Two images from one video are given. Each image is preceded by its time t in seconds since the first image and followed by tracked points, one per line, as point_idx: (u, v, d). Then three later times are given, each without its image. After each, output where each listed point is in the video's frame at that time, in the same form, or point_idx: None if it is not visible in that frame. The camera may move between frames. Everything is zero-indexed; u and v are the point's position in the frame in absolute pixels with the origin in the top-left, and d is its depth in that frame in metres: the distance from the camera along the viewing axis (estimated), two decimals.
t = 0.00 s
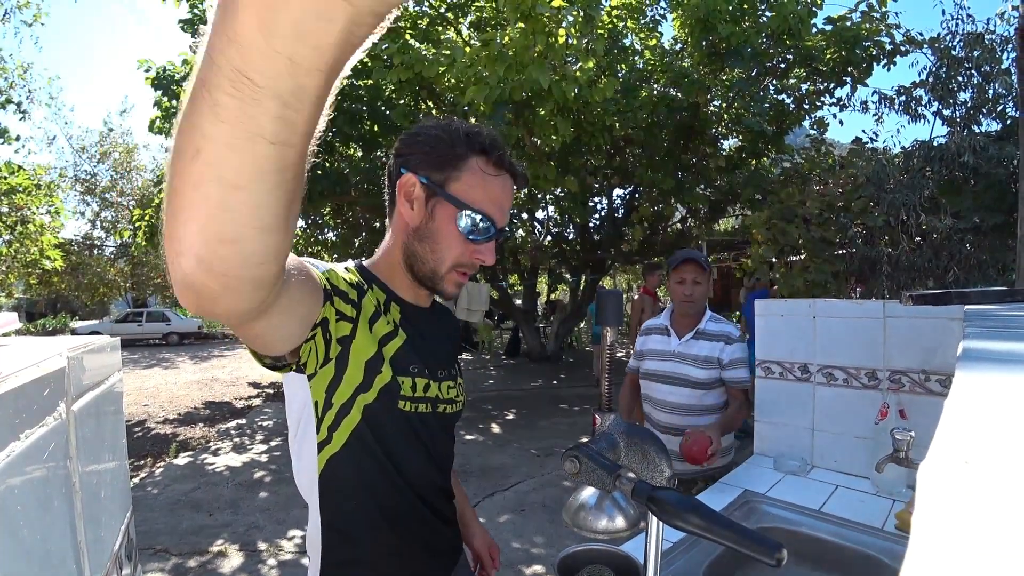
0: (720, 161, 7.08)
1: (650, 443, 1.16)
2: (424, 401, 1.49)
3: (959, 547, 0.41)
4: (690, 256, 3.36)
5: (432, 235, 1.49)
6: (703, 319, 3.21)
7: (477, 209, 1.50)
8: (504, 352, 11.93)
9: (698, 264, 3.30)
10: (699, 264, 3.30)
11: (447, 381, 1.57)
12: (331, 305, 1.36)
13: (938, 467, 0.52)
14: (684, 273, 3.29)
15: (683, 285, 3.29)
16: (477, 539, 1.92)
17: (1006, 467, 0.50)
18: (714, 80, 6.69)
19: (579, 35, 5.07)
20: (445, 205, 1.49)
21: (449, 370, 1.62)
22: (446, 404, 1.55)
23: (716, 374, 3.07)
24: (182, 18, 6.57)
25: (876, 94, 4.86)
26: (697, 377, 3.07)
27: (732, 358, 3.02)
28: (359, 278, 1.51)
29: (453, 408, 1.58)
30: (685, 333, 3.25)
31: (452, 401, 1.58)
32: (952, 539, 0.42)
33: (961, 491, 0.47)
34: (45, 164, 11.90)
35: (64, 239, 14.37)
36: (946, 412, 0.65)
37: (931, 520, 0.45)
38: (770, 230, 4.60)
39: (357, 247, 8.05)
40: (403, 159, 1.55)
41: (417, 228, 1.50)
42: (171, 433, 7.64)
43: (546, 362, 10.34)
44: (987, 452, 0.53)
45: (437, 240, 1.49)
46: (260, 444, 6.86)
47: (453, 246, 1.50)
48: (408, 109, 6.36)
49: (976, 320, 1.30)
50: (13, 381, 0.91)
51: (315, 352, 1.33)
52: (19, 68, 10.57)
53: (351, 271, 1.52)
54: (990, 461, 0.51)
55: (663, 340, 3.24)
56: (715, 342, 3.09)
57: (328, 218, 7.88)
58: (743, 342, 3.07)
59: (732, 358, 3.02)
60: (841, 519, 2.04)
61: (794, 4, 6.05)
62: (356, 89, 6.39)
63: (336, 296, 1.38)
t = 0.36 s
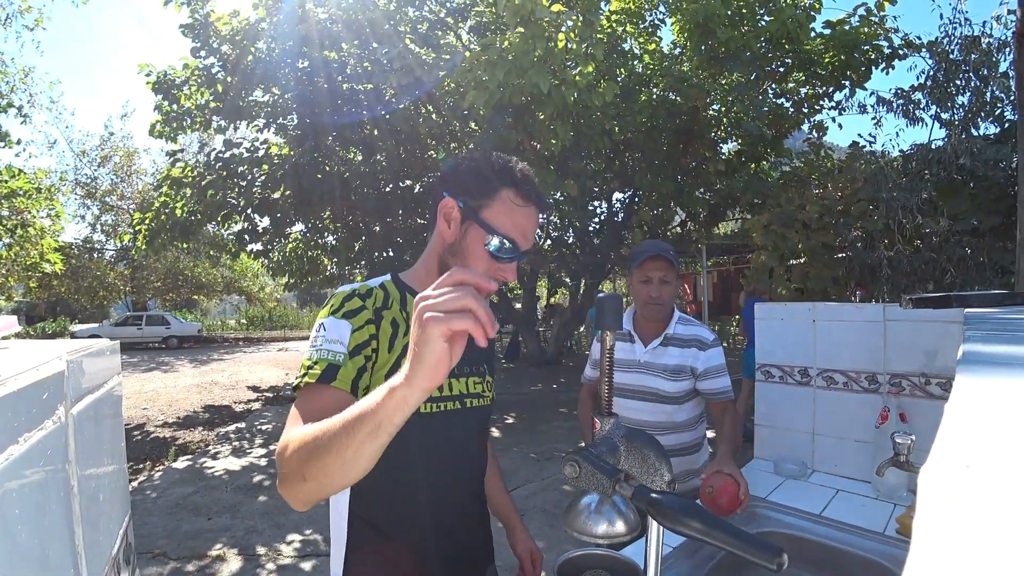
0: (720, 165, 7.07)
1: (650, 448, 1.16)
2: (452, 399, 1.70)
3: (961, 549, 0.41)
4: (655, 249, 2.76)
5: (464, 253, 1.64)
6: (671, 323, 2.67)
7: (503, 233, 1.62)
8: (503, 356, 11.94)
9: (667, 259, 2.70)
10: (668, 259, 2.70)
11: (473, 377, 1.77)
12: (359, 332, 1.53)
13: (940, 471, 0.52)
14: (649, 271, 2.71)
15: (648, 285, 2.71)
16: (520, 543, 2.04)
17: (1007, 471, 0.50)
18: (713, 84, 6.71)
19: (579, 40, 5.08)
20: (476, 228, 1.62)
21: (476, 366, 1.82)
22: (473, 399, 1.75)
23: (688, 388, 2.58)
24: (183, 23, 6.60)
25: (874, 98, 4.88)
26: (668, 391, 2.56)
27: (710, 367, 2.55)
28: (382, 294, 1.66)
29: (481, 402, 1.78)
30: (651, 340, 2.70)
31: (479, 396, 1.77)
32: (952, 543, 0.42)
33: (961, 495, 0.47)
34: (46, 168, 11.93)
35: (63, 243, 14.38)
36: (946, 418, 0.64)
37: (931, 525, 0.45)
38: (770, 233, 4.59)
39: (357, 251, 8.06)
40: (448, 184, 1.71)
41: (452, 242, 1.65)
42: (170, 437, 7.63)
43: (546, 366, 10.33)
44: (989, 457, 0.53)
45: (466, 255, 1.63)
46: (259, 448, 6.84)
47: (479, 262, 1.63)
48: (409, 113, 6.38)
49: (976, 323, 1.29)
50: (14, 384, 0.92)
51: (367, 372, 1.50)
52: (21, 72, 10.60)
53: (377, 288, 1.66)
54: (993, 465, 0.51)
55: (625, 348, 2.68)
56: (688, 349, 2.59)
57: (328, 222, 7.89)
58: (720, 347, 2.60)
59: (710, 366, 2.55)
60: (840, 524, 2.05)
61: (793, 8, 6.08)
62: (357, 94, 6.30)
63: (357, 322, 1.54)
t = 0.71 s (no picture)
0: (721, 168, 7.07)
1: (651, 451, 1.16)
2: (460, 400, 1.73)
3: (962, 552, 0.41)
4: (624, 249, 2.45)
5: (490, 268, 1.74)
6: (646, 333, 2.47)
7: (528, 250, 1.73)
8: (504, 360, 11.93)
9: (642, 262, 2.41)
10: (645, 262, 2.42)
11: (483, 379, 1.79)
12: (363, 344, 1.62)
13: (942, 474, 0.51)
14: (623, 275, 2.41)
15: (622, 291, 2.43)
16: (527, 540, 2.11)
17: (1008, 474, 0.50)
18: (713, 88, 6.71)
19: (580, 44, 5.04)
20: (502, 246, 1.72)
21: (488, 369, 1.84)
22: (482, 398, 1.79)
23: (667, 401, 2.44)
24: (184, 27, 6.62)
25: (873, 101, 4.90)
26: (647, 410, 2.40)
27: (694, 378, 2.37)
28: (396, 303, 1.74)
29: (491, 402, 1.81)
30: (623, 353, 2.48)
31: (489, 395, 1.80)
32: (953, 545, 0.42)
33: (965, 499, 0.47)
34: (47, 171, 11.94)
35: (64, 246, 14.39)
36: (946, 422, 0.64)
37: (933, 529, 0.44)
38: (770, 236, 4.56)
39: (357, 254, 8.07)
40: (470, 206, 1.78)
41: (480, 261, 1.74)
42: (170, 441, 7.62)
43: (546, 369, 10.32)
44: (991, 460, 0.52)
45: (494, 273, 1.74)
46: (259, 451, 6.83)
47: (506, 278, 1.74)
48: (409, 117, 6.38)
49: (977, 325, 1.29)
50: (14, 387, 0.92)
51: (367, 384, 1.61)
52: (22, 76, 10.63)
53: (392, 298, 1.75)
54: (994, 469, 0.51)
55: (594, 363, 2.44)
56: (665, 362, 2.43)
57: (329, 226, 7.90)
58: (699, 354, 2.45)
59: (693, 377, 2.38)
60: (842, 528, 2.04)
61: (793, 11, 6.09)
62: (358, 97, 6.35)
63: (368, 331, 1.63)
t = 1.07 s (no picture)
0: (721, 171, 7.08)
1: (652, 454, 1.15)
2: (457, 399, 1.73)
3: (961, 552, 0.41)
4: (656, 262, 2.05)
5: (471, 262, 1.74)
6: (668, 356, 2.17)
7: (507, 240, 1.72)
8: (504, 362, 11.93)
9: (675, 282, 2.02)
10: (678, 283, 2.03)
11: (482, 379, 1.79)
12: (361, 342, 1.67)
13: (942, 477, 0.51)
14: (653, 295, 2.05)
15: (647, 313, 2.08)
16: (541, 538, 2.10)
17: (1011, 476, 0.50)
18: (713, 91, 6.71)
19: (580, 47, 5.02)
20: (480, 239, 1.72)
21: (489, 370, 1.83)
22: (481, 399, 1.77)
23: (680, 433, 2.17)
24: (185, 30, 6.64)
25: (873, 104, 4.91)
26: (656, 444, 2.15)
27: (716, 411, 2.04)
28: (396, 303, 1.79)
29: (492, 403, 1.79)
30: (639, 374, 2.22)
31: (490, 396, 1.79)
32: (954, 547, 0.42)
33: (966, 501, 0.47)
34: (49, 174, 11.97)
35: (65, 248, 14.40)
36: (948, 424, 0.64)
37: (933, 531, 0.44)
38: (771, 238, 4.55)
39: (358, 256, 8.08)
40: (451, 205, 1.83)
41: (463, 256, 1.76)
42: (171, 443, 7.61)
43: (547, 371, 10.32)
44: (993, 462, 0.52)
45: (476, 268, 1.73)
46: (259, 454, 6.82)
47: (489, 272, 1.73)
48: (410, 120, 6.40)
49: (979, 328, 1.29)
50: (14, 390, 0.91)
51: (363, 380, 1.65)
52: (25, 79, 10.66)
53: (393, 300, 1.80)
54: (995, 472, 0.51)
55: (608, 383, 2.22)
56: (681, 391, 2.14)
57: (329, 228, 7.90)
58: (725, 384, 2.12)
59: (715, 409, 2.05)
60: (843, 530, 2.04)
61: (793, 14, 6.11)
62: (359, 100, 6.37)
63: (364, 329, 1.69)
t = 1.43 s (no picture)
0: (722, 172, 7.09)
1: (653, 455, 1.15)
2: (430, 418, 1.73)
3: (962, 553, 0.41)
4: (677, 269, 2.03)
5: (464, 258, 1.71)
6: (690, 362, 2.16)
7: (501, 232, 1.69)
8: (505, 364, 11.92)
9: (695, 291, 2.00)
10: (698, 292, 2.00)
11: (462, 398, 1.75)
12: (340, 347, 1.78)
13: (945, 479, 0.51)
14: (672, 303, 2.03)
15: (665, 320, 2.07)
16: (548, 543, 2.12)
17: (1013, 478, 0.50)
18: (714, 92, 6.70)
19: (581, 48, 5.06)
20: (470, 232, 1.70)
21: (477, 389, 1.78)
22: (460, 419, 1.75)
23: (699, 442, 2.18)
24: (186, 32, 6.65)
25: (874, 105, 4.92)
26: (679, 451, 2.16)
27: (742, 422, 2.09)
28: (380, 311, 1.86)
29: (471, 424, 1.75)
30: (661, 383, 2.22)
31: (470, 417, 1.75)
32: (955, 547, 0.42)
33: (968, 503, 0.47)
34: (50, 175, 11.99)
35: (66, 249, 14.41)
36: (950, 426, 0.63)
37: (936, 533, 0.44)
38: (772, 239, 4.57)
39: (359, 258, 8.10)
40: (437, 200, 1.82)
41: (452, 254, 1.74)
42: (171, 444, 7.61)
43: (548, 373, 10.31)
44: (994, 463, 0.52)
45: (467, 265, 1.70)
46: (260, 455, 6.82)
47: (481, 268, 1.69)
48: (411, 121, 6.41)
49: (982, 330, 1.29)
50: (14, 391, 0.91)
51: (341, 386, 1.76)
52: (27, 81, 10.68)
53: (381, 306, 1.88)
54: (997, 473, 0.51)
55: (629, 391, 2.21)
56: (705, 399, 2.15)
57: (330, 229, 7.90)
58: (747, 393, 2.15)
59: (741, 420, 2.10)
60: (844, 532, 2.04)
61: (794, 16, 6.12)
62: (359, 102, 6.39)
63: (343, 334, 1.80)
